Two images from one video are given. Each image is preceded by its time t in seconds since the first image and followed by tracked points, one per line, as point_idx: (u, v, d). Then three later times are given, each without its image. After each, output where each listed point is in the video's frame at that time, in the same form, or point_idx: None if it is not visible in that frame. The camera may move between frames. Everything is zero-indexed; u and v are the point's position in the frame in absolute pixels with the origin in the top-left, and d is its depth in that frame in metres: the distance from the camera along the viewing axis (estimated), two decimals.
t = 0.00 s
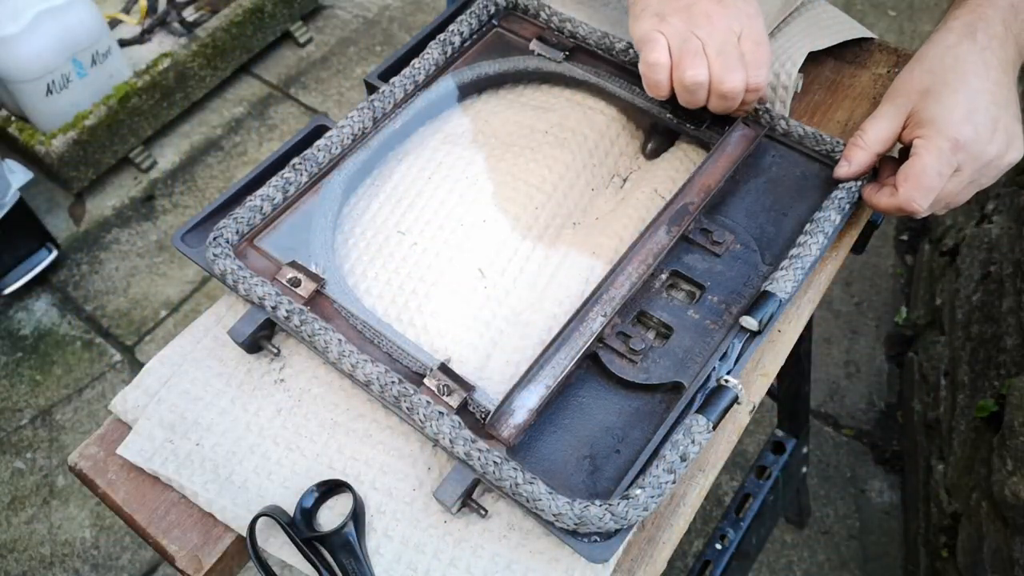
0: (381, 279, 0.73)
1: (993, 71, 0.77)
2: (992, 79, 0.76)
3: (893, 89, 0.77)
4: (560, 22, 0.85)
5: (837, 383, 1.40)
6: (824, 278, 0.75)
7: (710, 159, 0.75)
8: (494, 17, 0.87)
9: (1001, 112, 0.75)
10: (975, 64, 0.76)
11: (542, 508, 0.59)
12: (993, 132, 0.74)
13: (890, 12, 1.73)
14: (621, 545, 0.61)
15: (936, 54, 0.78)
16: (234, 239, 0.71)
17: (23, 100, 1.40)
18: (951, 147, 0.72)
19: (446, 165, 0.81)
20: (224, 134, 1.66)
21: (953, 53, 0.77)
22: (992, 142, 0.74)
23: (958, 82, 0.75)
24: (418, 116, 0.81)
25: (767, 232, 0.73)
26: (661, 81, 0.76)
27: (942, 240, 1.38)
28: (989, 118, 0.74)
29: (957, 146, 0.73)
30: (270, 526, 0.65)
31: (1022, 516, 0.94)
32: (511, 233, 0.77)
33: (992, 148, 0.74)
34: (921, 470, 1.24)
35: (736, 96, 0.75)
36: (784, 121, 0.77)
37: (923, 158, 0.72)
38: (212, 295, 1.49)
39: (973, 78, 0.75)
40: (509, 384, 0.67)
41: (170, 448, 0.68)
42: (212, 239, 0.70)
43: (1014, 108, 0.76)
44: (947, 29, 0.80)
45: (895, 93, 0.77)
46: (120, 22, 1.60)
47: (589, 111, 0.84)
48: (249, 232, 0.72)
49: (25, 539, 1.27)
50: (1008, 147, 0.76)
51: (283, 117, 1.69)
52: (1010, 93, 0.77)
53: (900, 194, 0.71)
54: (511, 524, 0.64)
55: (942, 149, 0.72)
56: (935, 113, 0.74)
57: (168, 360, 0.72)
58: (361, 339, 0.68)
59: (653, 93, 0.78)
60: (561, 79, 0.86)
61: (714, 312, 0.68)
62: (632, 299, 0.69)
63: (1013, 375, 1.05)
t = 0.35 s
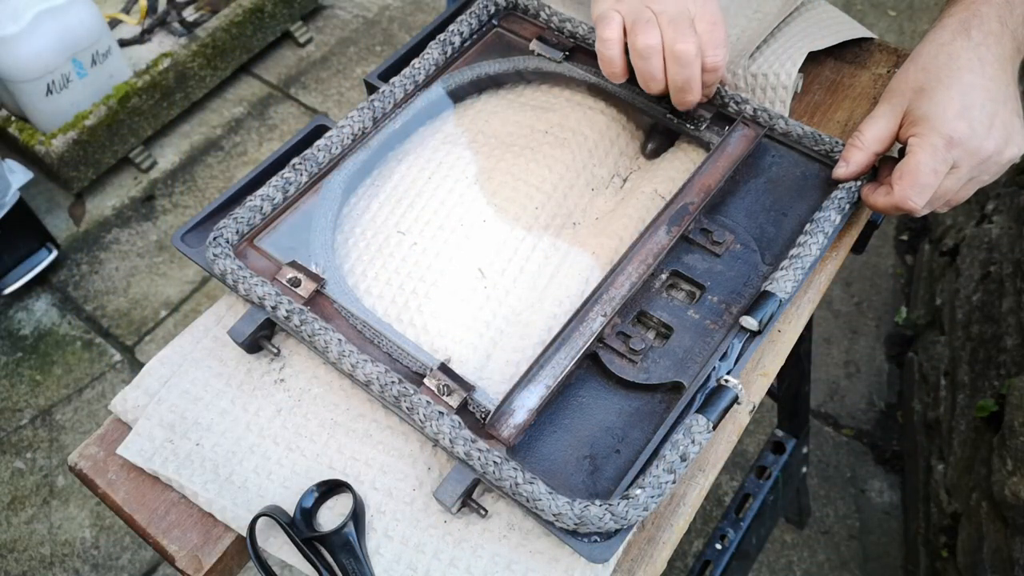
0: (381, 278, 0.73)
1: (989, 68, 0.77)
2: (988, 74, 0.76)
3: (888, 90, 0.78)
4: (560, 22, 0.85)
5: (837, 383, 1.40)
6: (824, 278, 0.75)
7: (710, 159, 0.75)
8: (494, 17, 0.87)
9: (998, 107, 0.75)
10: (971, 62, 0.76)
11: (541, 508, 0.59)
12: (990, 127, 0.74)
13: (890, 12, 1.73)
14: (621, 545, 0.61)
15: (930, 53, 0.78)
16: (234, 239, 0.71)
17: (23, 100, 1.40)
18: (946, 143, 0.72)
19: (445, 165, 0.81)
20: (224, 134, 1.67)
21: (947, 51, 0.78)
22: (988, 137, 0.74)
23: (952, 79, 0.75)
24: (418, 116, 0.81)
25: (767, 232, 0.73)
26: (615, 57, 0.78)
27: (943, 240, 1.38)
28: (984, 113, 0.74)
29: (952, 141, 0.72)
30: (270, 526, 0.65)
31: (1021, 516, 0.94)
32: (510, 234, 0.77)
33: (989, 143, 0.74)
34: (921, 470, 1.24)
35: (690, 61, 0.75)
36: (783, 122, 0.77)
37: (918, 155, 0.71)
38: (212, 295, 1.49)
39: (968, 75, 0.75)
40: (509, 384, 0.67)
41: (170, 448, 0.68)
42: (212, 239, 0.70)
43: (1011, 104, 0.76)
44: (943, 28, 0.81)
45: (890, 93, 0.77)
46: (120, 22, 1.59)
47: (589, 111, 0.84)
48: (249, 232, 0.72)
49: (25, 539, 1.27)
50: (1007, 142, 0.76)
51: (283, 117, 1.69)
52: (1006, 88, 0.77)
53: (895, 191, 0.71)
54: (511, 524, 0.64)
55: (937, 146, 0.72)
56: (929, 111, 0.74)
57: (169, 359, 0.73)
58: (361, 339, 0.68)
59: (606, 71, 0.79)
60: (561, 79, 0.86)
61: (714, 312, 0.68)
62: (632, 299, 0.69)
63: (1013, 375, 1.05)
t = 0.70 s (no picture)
0: (381, 278, 0.73)
1: (989, 67, 0.77)
2: (984, 72, 0.76)
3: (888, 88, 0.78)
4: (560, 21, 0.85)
5: (837, 383, 1.40)
6: (824, 278, 0.75)
7: (709, 160, 0.75)
8: (494, 16, 0.87)
9: (997, 106, 0.75)
10: (971, 60, 0.76)
11: (541, 508, 0.59)
12: (989, 125, 0.74)
13: (890, 12, 1.73)
14: (621, 545, 0.61)
15: (930, 52, 0.78)
16: (234, 239, 0.70)
17: (23, 100, 1.40)
18: (946, 141, 0.72)
19: (446, 165, 0.81)
20: (223, 135, 1.67)
21: (947, 50, 0.78)
22: (988, 135, 0.73)
23: (952, 76, 0.75)
24: (419, 116, 0.81)
25: (767, 232, 0.73)
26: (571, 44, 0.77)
27: (942, 240, 1.38)
28: (983, 111, 0.74)
29: (952, 140, 0.72)
30: (270, 526, 0.65)
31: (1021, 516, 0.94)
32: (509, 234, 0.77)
33: (989, 141, 0.74)
34: (921, 470, 1.24)
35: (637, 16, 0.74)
36: (783, 122, 0.77)
37: (918, 154, 0.71)
38: (212, 295, 1.49)
39: (968, 74, 0.75)
40: (509, 384, 0.67)
41: (170, 448, 0.68)
42: (212, 239, 0.70)
43: (1012, 102, 0.76)
44: (943, 27, 0.81)
45: (890, 92, 0.77)
46: (120, 22, 1.59)
47: (597, 115, 0.84)
48: (249, 233, 0.72)
49: (25, 539, 1.27)
50: (1006, 140, 0.76)
51: (283, 117, 1.69)
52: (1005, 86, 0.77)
53: (896, 190, 0.71)
54: (511, 524, 0.64)
55: (938, 144, 0.72)
56: (929, 109, 0.74)
57: (170, 359, 0.73)
58: (361, 339, 0.68)
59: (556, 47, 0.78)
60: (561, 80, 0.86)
61: (714, 312, 0.68)
62: (632, 299, 0.69)
63: (1013, 375, 1.05)
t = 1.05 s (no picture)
0: (381, 278, 0.73)
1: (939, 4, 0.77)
2: None
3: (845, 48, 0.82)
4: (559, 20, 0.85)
5: (837, 383, 1.40)
6: (824, 278, 0.75)
7: (709, 160, 0.75)
8: (494, 17, 0.88)
9: None
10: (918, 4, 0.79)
11: (541, 508, 0.59)
12: None
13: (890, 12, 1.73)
14: (621, 545, 0.61)
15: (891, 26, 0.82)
16: (234, 239, 0.70)
17: (23, 101, 1.40)
18: None
19: (445, 165, 0.80)
20: (223, 135, 1.67)
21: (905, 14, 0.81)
22: None
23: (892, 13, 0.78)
24: (419, 115, 0.81)
25: (767, 232, 0.73)
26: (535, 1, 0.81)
27: (943, 240, 1.38)
28: None
29: None
30: (269, 526, 0.65)
31: (1021, 516, 0.94)
32: (509, 234, 0.77)
33: (910, 6, 0.71)
34: (921, 470, 1.24)
35: None
36: (783, 121, 0.77)
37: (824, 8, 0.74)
38: (212, 295, 1.49)
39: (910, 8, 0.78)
40: (509, 384, 0.67)
41: (170, 448, 0.68)
42: (212, 239, 0.70)
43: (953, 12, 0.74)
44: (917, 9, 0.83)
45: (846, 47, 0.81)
46: (120, 23, 1.59)
47: (589, 110, 0.84)
48: (249, 233, 0.72)
49: (25, 539, 1.27)
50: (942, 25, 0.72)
51: (283, 117, 1.69)
52: None
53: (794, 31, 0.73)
54: (510, 524, 0.64)
55: None
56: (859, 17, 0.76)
57: (169, 360, 0.73)
58: (361, 339, 0.68)
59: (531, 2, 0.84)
60: (560, 79, 0.86)
61: (714, 313, 0.68)
62: (632, 299, 0.69)
63: (1013, 374, 1.05)
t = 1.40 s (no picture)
0: (381, 277, 0.73)
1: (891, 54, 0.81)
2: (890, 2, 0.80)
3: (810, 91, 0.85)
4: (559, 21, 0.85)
5: (837, 383, 1.40)
6: (824, 278, 0.75)
7: (709, 160, 0.75)
8: (494, 16, 0.88)
9: (881, 26, 0.78)
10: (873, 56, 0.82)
11: (542, 508, 0.59)
12: (863, 36, 0.77)
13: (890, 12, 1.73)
14: (621, 546, 0.61)
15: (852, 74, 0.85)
16: (234, 239, 0.70)
17: (23, 100, 1.40)
18: (808, 30, 0.78)
19: (445, 164, 0.80)
20: (223, 135, 1.67)
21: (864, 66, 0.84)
22: (859, 41, 0.77)
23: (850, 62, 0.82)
24: (419, 115, 0.81)
25: (767, 232, 0.73)
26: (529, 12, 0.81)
27: (943, 240, 1.38)
28: (863, 25, 0.78)
29: (817, 32, 0.78)
30: (269, 526, 0.65)
31: (1021, 516, 0.94)
32: (509, 234, 0.77)
33: (860, 48, 0.76)
34: (921, 470, 1.24)
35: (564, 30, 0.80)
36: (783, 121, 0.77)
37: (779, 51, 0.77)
38: (212, 295, 1.49)
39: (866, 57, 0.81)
40: (509, 384, 0.67)
41: (170, 448, 0.68)
42: (212, 239, 0.70)
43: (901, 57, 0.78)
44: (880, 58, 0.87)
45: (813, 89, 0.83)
46: (120, 23, 1.59)
47: (589, 110, 0.84)
48: (249, 233, 0.72)
49: (25, 539, 1.27)
50: (892, 66, 0.77)
51: (283, 117, 1.69)
52: (906, 24, 0.79)
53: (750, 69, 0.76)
54: (511, 524, 0.64)
55: (802, 33, 0.78)
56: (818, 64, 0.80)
57: (169, 360, 0.73)
58: (361, 339, 0.68)
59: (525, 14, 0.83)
60: (561, 79, 0.86)
61: (714, 312, 0.68)
62: (633, 298, 0.69)
63: (1013, 374, 1.05)
